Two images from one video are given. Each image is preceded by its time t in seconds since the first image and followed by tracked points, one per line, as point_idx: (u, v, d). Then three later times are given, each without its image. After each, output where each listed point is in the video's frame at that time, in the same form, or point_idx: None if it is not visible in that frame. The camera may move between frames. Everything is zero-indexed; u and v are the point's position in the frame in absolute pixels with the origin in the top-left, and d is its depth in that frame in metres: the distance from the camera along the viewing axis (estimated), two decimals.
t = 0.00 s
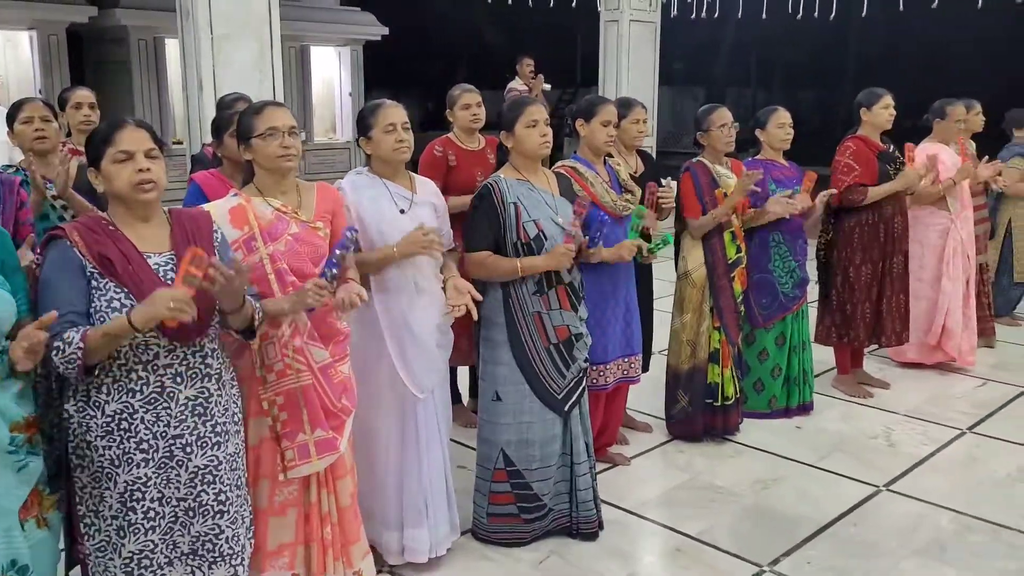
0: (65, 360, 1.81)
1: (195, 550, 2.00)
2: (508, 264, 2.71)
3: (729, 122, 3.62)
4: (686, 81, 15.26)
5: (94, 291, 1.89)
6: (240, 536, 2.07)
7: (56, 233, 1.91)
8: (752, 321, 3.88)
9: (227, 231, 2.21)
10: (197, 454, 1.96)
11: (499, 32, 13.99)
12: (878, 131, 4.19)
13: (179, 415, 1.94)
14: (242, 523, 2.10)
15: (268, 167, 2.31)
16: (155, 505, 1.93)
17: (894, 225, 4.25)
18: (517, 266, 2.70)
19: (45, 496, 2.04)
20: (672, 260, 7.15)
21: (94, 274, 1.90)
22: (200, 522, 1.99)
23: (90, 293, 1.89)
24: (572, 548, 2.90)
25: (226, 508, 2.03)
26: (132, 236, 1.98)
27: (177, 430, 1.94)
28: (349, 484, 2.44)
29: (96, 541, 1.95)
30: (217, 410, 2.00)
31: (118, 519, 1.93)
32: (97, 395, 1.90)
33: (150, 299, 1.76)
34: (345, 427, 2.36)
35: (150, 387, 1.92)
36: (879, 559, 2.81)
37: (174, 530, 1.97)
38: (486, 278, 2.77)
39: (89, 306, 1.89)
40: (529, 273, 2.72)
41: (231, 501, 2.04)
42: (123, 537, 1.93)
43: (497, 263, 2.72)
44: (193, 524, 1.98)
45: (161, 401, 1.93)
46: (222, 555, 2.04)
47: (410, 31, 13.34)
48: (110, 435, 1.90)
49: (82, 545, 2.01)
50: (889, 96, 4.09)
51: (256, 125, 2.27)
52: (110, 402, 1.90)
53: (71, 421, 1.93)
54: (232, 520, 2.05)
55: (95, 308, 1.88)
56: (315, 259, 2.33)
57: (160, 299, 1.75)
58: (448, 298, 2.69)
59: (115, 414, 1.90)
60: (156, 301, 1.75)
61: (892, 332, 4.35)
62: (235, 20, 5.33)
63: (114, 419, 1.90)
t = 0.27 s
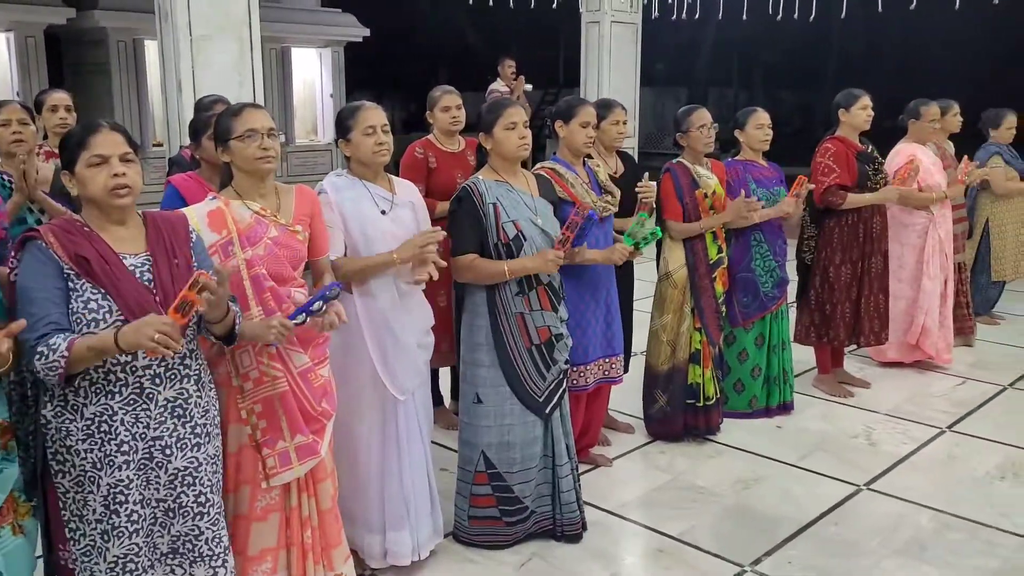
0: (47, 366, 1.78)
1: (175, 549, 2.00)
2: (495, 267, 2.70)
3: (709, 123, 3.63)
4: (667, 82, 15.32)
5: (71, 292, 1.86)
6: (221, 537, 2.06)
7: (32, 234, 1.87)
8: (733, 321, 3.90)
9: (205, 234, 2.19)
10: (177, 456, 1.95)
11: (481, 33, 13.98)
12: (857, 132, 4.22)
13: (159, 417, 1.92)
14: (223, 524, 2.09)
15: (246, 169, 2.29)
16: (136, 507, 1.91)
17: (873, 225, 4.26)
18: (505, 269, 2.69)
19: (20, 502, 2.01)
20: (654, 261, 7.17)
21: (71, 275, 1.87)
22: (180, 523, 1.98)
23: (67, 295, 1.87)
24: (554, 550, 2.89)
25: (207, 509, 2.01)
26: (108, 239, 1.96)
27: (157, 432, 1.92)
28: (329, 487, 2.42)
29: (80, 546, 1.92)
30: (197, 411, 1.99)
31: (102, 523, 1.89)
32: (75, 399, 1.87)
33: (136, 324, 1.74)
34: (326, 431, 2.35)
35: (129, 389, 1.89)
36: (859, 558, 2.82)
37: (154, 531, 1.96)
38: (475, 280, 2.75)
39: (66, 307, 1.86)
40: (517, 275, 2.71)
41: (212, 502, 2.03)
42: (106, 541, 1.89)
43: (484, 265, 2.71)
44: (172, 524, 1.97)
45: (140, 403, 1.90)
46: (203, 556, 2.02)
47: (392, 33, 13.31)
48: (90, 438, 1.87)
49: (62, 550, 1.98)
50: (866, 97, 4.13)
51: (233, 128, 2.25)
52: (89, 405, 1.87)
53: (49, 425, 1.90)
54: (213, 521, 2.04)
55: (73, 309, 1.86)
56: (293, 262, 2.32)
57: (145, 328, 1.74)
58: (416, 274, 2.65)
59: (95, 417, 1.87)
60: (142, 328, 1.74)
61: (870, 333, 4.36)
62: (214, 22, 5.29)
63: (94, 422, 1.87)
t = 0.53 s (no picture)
0: (27, 376, 1.80)
1: (162, 558, 1.96)
2: (475, 271, 2.72)
3: (703, 124, 3.64)
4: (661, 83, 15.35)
5: (58, 297, 1.86)
6: (209, 544, 2.04)
7: (21, 237, 1.86)
8: (726, 323, 3.90)
9: (195, 237, 2.18)
10: (165, 461, 1.93)
11: (475, 35, 14.00)
12: (851, 133, 4.23)
13: (146, 422, 1.91)
14: (211, 530, 2.06)
15: (237, 172, 2.28)
16: (120, 513, 1.90)
17: (866, 227, 4.27)
18: (484, 275, 2.72)
19: (13, 504, 2.00)
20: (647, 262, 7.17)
21: (59, 279, 1.86)
22: (167, 530, 1.95)
23: (54, 299, 1.86)
24: (547, 551, 2.89)
25: (195, 516, 1.99)
26: (98, 241, 1.94)
27: (144, 438, 1.91)
28: (323, 488, 2.41)
29: (61, 550, 1.91)
30: (186, 416, 1.98)
31: (83, 528, 1.89)
32: (61, 403, 1.87)
33: (134, 351, 1.79)
34: (318, 433, 2.34)
35: (116, 395, 1.89)
36: (851, 558, 2.83)
37: (140, 539, 1.93)
38: (458, 282, 2.76)
39: (54, 312, 1.86)
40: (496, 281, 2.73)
41: (199, 508, 2.01)
42: (88, 546, 1.89)
43: (465, 269, 2.72)
44: (159, 532, 1.94)
45: (127, 408, 1.90)
46: (190, 563, 2.00)
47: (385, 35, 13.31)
48: (75, 442, 1.86)
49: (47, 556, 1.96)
50: (860, 98, 4.13)
51: (225, 129, 2.25)
52: (74, 409, 1.87)
53: (35, 428, 1.89)
54: (201, 528, 2.01)
55: (60, 314, 1.85)
56: (284, 264, 2.31)
57: (140, 360, 1.78)
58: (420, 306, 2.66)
59: (80, 422, 1.87)
60: (139, 358, 1.78)
61: (864, 334, 4.37)
62: (207, 23, 5.28)
63: (79, 426, 1.87)
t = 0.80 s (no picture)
0: (36, 363, 1.77)
1: (159, 558, 1.96)
2: (482, 266, 2.70)
3: (698, 124, 3.64)
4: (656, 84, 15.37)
5: (58, 296, 1.85)
6: (206, 544, 2.04)
7: (20, 235, 1.86)
8: (721, 323, 3.89)
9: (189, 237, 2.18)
10: (161, 460, 1.92)
11: (470, 36, 13.99)
12: (843, 133, 4.24)
13: (143, 421, 1.90)
14: (207, 529, 2.06)
15: (231, 173, 2.28)
16: (118, 512, 1.89)
17: (861, 226, 4.27)
18: (492, 268, 2.70)
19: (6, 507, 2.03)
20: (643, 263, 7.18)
21: (58, 278, 1.85)
22: (164, 529, 1.95)
23: (53, 298, 1.85)
24: (543, 553, 2.89)
25: (191, 515, 1.99)
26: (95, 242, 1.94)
27: (141, 436, 1.90)
28: (317, 490, 2.40)
29: (60, 551, 1.91)
30: (182, 415, 1.97)
31: (83, 528, 1.88)
32: (59, 403, 1.86)
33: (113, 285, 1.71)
34: (314, 434, 2.33)
35: (113, 393, 1.87)
36: (847, 559, 2.83)
37: (137, 538, 1.92)
38: (462, 282, 2.75)
39: (52, 311, 1.85)
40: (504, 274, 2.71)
41: (196, 508, 2.01)
42: (88, 546, 1.89)
43: (471, 266, 2.71)
44: (157, 531, 1.94)
45: (125, 407, 1.88)
46: (187, 563, 2.00)
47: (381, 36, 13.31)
48: (74, 442, 1.86)
49: (46, 559, 1.96)
50: (852, 99, 4.15)
51: (219, 130, 2.24)
52: (73, 409, 1.85)
53: (34, 428, 1.89)
54: (197, 528, 2.01)
55: (58, 313, 1.85)
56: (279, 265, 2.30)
57: (122, 286, 1.71)
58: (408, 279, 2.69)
59: (79, 422, 1.86)
60: (119, 288, 1.71)
61: (860, 333, 4.37)
62: (202, 24, 5.27)
63: (78, 426, 1.86)
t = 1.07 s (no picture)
0: (15, 378, 1.78)
1: (151, 562, 1.96)
2: (469, 271, 2.70)
3: (693, 125, 3.65)
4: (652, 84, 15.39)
5: (48, 299, 1.84)
6: (198, 549, 2.04)
7: (11, 240, 1.86)
8: (718, 323, 3.89)
9: (186, 239, 2.16)
10: (154, 465, 1.92)
11: (466, 36, 13.99)
12: (840, 134, 4.24)
13: (136, 426, 1.90)
14: (200, 534, 2.06)
15: (229, 174, 2.27)
16: (110, 517, 1.88)
17: (857, 226, 4.28)
18: (478, 274, 2.69)
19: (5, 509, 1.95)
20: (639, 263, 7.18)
21: (49, 282, 1.84)
22: (156, 534, 1.95)
23: (44, 302, 1.85)
24: (540, 554, 2.88)
25: (184, 520, 1.99)
26: (88, 244, 1.93)
27: (134, 442, 1.90)
28: (316, 492, 2.40)
29: (50, 555, 1.90)
30: (176, 421, 1.97)
31: (73, 532, 1.87)
32: (51, 406, 1.85)
33: (115, 339, 1.76)
34: (310, 435, 2.32)
35: (106, 398, 1.87)
36: (844, 558, 2.83)
37: (128, 543, 1.92)
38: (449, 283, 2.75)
39: (44, 314, 1.84)
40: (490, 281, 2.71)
41: (188, 513, 2.00)
42: (77, 550, 1.87)
43: (458, 270, 2.71)
44: (149, 536, 1.94)
45: (117, 412, 1.88)
46: (179, 567, 2.00)
47: (377, 37, 13.31)
48: (65, 446, 1.85)
49: (37, 560, 1.95)
50: (848, 99, 4.15)
51: (216, 131, 2.24)
52: (64, 413, 1.85)
53: (25, 431, 1.88)
54: (189, 533, 2.01)
55: (50, 317, 1.84)
56: (275, 266, 2.30)
57: (121, 345, 1.76)
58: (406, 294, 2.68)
59: (70, 426, 1.85)
60: (120, 343, 1.76)
61: (851, 332, 4.36)
62: (197, 25, 5.27)
63: (69, 430, 1.85)
